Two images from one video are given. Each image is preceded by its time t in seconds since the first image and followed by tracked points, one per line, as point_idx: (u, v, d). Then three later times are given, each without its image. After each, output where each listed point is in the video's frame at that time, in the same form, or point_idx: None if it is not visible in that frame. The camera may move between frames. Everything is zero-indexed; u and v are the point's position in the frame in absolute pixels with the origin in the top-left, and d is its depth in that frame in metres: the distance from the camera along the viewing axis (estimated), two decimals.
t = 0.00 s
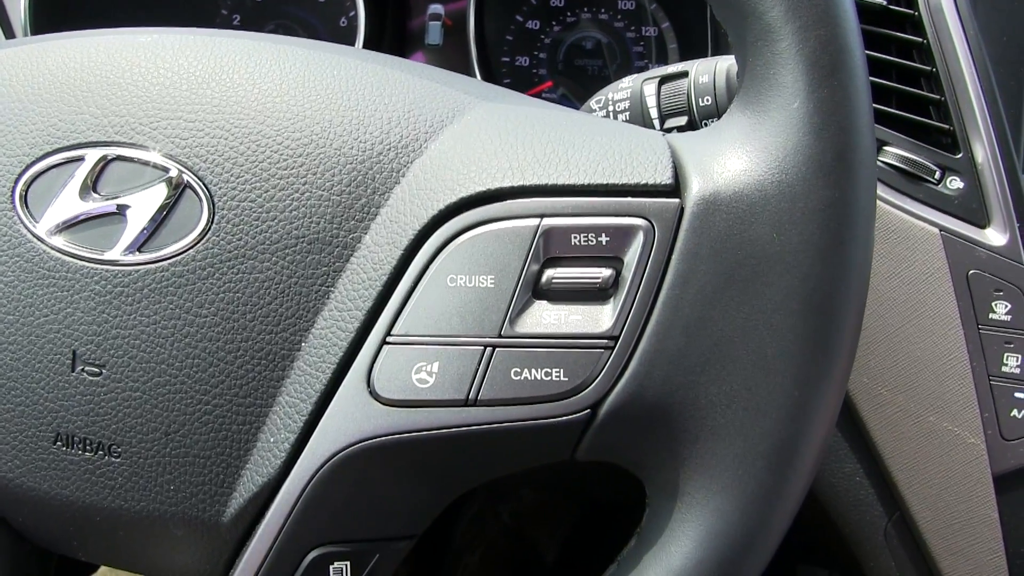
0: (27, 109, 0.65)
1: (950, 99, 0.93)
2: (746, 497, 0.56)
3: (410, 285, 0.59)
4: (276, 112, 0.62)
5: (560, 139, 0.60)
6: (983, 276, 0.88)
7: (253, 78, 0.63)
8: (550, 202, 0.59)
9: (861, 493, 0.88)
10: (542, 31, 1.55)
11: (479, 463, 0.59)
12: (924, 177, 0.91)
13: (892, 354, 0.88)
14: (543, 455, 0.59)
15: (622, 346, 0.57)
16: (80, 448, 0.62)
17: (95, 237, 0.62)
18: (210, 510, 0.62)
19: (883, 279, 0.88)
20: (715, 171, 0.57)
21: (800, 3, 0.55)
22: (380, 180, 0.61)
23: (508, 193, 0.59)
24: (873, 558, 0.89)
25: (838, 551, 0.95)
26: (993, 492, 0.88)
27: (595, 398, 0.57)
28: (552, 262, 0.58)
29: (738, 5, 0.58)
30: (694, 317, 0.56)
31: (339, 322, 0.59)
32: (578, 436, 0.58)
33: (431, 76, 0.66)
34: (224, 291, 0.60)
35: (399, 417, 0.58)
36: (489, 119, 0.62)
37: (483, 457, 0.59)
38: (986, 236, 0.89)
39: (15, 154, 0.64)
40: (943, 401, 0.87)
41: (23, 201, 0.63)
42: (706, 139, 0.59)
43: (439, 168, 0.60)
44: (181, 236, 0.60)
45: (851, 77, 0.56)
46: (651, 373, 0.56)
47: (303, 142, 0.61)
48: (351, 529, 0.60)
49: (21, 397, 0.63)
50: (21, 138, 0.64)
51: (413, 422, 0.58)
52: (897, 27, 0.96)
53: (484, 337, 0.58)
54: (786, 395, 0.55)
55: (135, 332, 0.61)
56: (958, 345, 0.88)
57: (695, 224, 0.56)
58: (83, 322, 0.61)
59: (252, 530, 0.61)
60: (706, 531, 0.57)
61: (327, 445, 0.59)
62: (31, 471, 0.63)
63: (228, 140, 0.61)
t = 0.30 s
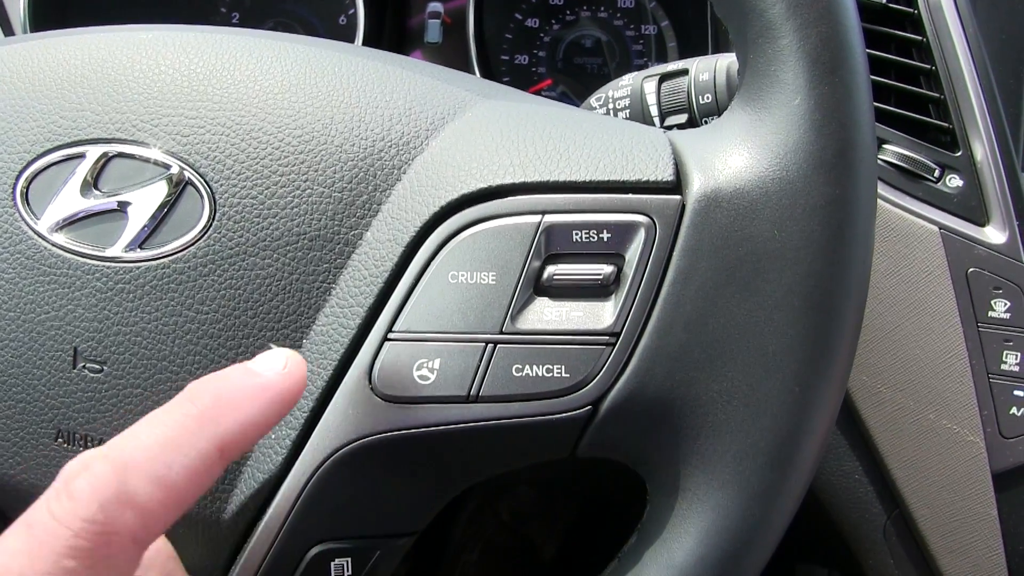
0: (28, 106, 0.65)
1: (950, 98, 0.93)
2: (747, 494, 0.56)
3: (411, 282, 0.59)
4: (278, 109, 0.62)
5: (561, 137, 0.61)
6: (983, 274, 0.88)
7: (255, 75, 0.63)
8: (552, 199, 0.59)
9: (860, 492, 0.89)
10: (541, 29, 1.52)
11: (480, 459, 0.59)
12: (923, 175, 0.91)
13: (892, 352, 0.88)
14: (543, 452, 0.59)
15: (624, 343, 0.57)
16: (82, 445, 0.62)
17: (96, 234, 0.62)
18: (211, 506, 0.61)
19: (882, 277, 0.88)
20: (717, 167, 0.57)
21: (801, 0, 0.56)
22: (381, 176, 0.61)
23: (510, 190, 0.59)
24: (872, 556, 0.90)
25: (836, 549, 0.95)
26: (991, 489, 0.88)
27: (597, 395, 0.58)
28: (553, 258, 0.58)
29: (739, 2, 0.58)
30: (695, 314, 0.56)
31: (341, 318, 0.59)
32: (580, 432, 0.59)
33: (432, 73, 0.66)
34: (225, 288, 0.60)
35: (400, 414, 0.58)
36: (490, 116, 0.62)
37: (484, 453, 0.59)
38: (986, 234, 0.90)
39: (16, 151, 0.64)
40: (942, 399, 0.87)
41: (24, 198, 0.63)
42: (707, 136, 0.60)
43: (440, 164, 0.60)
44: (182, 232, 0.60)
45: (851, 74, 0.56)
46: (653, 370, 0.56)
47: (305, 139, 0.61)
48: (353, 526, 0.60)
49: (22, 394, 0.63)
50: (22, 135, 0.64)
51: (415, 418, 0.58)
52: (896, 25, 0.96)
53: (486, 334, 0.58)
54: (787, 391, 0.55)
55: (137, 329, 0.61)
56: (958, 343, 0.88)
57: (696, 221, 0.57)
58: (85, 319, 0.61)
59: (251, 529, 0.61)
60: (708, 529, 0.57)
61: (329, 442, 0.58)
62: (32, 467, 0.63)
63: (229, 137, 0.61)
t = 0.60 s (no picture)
0: (27, 106, 0.65)
1: (949, 99, 0.93)
2: (746, 494, 0.56)
3: (411, 283, 0.59)
4: (278, 109, 0.62)
5: (560, 137, 0.61)
6: (982, 275, 0.88)
7: (255, 76, 0.63)
8: (552, 200, 0.59)
9: (859, 493, 0.89)
10: (541, 30, 1.52)
11: (479, 459, 0.59)
12: (922, 176, 0.91)
13: (890, 353, 0.88)
14: (543, 451, 0.59)
15: (623, 343, 0.57)
16: (81, 444, 0.62)
17: (95, 233, 0.62)
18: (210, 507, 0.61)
19: (881, 278, 0.88)
20: (716, 168, 0.57)
21: (801, 1, 0.56)
22: (381, 177, 0.61)
23: (509, 190, 0.59)
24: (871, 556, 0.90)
25: (835, 549, 0.95)
26: (990, 491, 0.88)
27: (596, 395, 0.58)
28: (553, 258, 0.58)
29: (739, 3, 0.58)
30: (694, 315, 0.56)
31: (340, 318, 0.59)
32: (579, 433, 0.59)
33: (432, 73, 0.66)
34: (224, 288, 0.60)
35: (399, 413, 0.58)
36: (490, 117, 0.62)
37: (483, 453, 0.59)
38: (985, 235, 0.90)
39: (15, 150, 0.64)
40: (941, 400, 0.87)
41: (23, 198, 0.63)
42: (706, 137, 0.60)
43: (440, 165, 0.60)
44: (182, 232, 0.60)
45: (851, 75, 0.56)
46: (652, 370, 0.56)
47: (304, 139, 0.61)
48: (351, 526, 0.60)
49: (21, 393, 0.63)
50: (21, 134, 0.64)
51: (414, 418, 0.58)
52: (895, 27, 0.96)
53: (485, 334, 0.58)
54: (786, 391, 0.55)
55: (136, 329, 0.61)
56: (957, 344, 0.88)
57: (695, 222, 0.57)
58: (84, 319, 0.61)
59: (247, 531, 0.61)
60: (707, 529, 0.57)
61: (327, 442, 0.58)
62: (31, 467, 0.63)
63: (229, 137, 0.61)
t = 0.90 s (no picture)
0: (29, 110, 0.65)
1: (948, 99, 0.93)
2: (745, 495, 0.56)
3: (410, 286, 0.59)
4: (277, 112, 0.62)
5: (559, 140, 0.61)
6: (981, 276, 0.89)
7: (255, 80, 0.63)
8: (550, 203, 0.59)
9: (859, 493, 0.89)
10: (541, 31, 1.52)
11: (478, 461, 0.60)
12: (921, 177, 0.91)
13: (890, 354, 0.88)
14: (542, 453, 0.60)
15: (621, 345, 0.57)
16: (83, 447, 0.62)
17: (97, 237, 0.62)
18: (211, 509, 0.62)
19: (880, 278, 0.88)
20: (714, 170, 0.57)
21: (797, 4, 0.56)
22: (380, 180, 0.61)
23: (508, 193, 0.59)
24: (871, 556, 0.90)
25: (835, 548, 0.95)
26: (989, 490, 0.88)
27: (594, 397, 0.58)
28: (551, 261, 0.59)
29: (736, 6, 0.58)
30: (692, 317, 0.56)
31: (340, 321, 0.60)
32: (578, 434, 0.59)
33: (431, 76, 0.66)
34: (225, 291, 0.60)
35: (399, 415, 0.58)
36: (489, 120, 0.62)
37: (483, 455, 0.60)
38: (984, 236, 0.90)
39: (17, 155, 0.65)
40: (940, 401, 0.88)
41: (25, 202, 0.63)
42: (704, 139, 0.60)
43: (439, 168, 0.61)
44: (183, 236, 0.60)
45: (847, 77, 0.57)
46: (651, 372, 0.57)
47: (304, 143, 0.61)
48: (352, 528, 0.60)
49: (23, 397, 0.63)
50: (23, 138, 0.65)
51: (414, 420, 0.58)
52: (894, 28, 0.96)
53: (484, 336, 0.58)
54: (784, 392, 0.55)
55: (137, 333, 0.61)
56: (956, 344, 0.88)
57: (693, 224, 0.57)
58: (85, 322, 0.62)
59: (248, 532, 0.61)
60: (706, 530, 0.57)
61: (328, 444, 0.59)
62: (33, 470, 0.64)
63: (229, 140, 0.62)
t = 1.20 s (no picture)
0: (32, 108, 0.65)
1: (952, 99, 0.93)
2: (749, 494, 0.56)
3: (414, 283, 0.59)
4: (281, 110, 0.62)
5: (563, 138, 0.61)
6: (985, 276, 0.88)
7: (258, 77, 0.63)
8: (555, 200, 0.59)
9: (862, 493, 0.89)
10: (544, 30, 1.51)
11: (482, 459, 0.60)
12: (925, 177, 0.91)
13: (894, 353, 0.88)
14: (546, 452, 0.60)
15: (626, 343, 0.57)
16: (85, 445, 0.62)
17: (99, 235, 0.62)
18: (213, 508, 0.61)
19: (884, 278, 0.88)
20: (719, 168, 0.57)
21: (803, 2, 0.56)
22: (384, 177, 0.61)
23: (512, 191, 0.59)
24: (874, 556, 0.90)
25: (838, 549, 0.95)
26: (992, 491, 0.88)
27: (599, 395, 0.58)
28: (556, 259, 0.58)
29: (741, 4, 0.58)
30: (697, 315, 0.56)
31: (343, 319, 0.59)
32: (582, 433, 0.59)
33: (434, 74, 0.66)
34: (228, 289, 0.60)
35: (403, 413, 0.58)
36: (493, 118, 0.62)
37: (487, 453, 0.59)
38: (988, 236, 0.90)
39: (19, 152, 0.65)
40: (944, 401, 0.87)
41: (27, 199, 0.63)
42: (709, 138, 0.60)
43: (443, 165, 0.61)
44: (186, 233, 0.60)
45: (853, 75, 0.56)
46: (655, 370, 0.56)
47: (307, 140, 0.61)
48: (355, 526, 0.60)
49: (25, 395, 0.63)
50: (25, 136, 0.65)
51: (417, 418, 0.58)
52: (898, 28, 0.96)
53: (488, 334, 0.58)
54: (789, 391, 0.55)
55: (139, 330, 0.61)
56: (960, 344, 0.88)
57: (698, 222, 0.57)
58: (87, 320, 0.61)
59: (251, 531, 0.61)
60: (710, 530, 0.57)
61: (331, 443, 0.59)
62: (35, 468, 0.63)
63: (233, 138, 0.61)
